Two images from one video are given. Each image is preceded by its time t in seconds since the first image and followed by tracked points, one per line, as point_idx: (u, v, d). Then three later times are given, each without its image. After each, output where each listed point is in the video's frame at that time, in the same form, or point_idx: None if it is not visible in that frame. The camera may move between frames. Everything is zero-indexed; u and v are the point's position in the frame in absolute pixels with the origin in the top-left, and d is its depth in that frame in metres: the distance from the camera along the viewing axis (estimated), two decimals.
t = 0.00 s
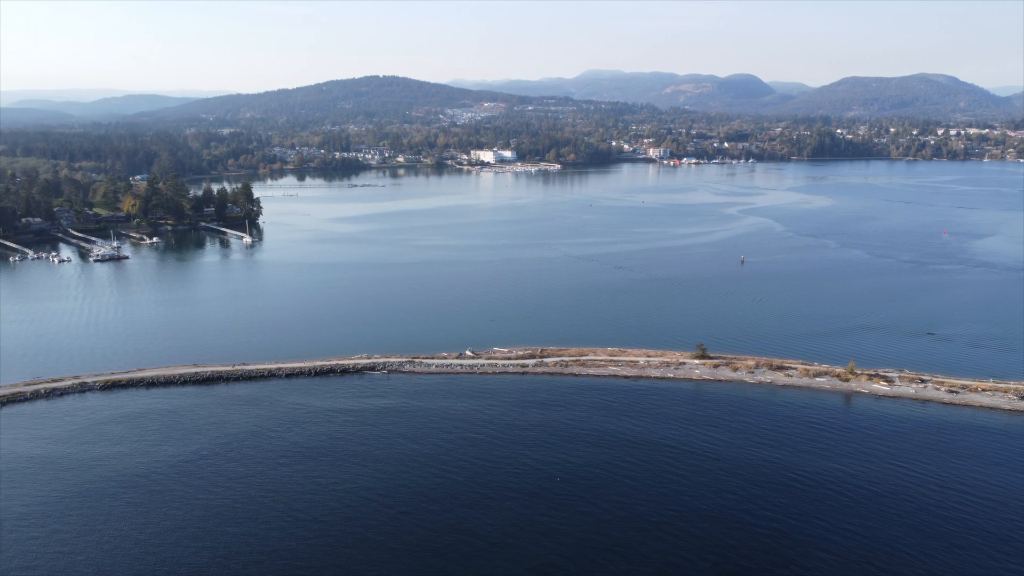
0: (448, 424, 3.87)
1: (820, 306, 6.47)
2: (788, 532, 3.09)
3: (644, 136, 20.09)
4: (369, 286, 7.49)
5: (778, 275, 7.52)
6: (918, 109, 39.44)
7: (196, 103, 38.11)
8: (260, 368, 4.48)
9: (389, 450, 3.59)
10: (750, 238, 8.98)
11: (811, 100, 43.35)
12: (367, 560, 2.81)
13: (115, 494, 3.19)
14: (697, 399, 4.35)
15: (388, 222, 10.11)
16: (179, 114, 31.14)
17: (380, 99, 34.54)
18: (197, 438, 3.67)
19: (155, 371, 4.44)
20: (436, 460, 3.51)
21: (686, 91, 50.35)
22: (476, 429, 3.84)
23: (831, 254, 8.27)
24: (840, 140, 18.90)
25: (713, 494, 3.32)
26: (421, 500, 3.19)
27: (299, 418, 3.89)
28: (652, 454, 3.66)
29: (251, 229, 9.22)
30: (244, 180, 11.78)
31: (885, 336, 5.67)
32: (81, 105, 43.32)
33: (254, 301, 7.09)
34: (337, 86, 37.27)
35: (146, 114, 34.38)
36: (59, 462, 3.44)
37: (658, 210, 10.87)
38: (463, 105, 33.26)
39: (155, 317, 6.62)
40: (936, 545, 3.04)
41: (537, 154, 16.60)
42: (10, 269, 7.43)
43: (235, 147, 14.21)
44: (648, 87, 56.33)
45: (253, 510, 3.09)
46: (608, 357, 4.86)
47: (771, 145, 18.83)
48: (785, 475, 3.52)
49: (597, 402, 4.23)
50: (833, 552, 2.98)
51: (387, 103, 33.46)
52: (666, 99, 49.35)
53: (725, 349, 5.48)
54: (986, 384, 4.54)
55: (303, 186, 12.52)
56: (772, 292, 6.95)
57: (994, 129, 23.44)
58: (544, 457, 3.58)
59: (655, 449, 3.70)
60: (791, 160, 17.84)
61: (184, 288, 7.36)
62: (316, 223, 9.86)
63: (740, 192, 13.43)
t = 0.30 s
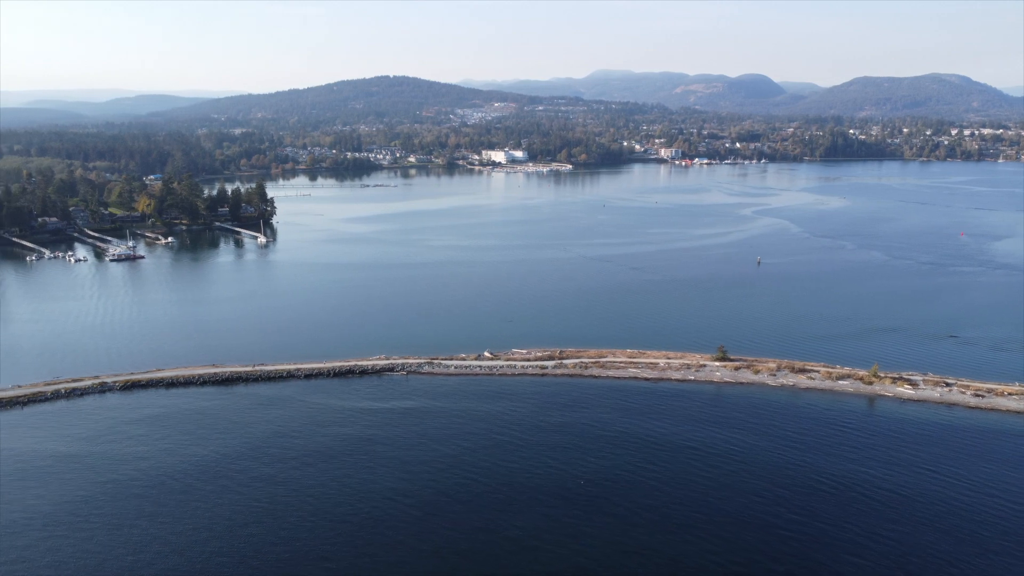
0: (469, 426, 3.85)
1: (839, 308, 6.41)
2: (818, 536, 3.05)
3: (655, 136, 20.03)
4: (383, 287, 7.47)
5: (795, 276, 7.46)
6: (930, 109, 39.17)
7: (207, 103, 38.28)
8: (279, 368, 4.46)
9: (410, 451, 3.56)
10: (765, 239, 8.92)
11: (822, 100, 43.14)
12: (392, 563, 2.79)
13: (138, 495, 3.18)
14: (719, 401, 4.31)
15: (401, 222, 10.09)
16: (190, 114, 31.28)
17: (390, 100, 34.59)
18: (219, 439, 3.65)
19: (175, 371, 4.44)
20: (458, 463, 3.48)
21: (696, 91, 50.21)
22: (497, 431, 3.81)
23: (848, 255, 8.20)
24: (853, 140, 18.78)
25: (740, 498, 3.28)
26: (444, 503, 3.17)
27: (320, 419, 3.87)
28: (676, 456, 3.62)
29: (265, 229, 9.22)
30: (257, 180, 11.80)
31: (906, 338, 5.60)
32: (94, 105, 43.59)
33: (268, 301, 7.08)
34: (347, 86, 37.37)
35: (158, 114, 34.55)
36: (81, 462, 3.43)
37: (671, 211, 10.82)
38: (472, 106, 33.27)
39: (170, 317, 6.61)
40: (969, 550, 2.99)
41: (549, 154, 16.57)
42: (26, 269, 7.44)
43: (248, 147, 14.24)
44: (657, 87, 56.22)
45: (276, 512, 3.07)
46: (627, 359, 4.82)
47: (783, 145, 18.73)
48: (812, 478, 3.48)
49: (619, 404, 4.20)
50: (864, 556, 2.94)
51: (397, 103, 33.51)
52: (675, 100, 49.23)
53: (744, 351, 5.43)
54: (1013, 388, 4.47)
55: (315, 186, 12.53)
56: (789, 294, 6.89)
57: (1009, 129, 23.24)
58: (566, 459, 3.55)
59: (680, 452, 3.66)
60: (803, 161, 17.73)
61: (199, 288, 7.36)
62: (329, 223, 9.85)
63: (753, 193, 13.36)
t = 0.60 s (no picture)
0: (489, 428, 3.82)
1: (857, 310, 6.35)
2: (844, 540, 3.01)
3: (665, 136, 19.96)
4: (396, 287, 7.45)
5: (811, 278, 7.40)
6: (942, 109, 38.92)
7: (217, 103, 38.42)
8: (296, 369, 4.44)
9: (430, 453, 3.54)
10: (780, 240, 8.85)
11: (832, 100, 42.93)
12: (415, 567, 2.76)
13: (159, 496, 3.16)
14: (739, 404, 4.26)
15: (413, 222, 10.07)
16: (201, 114, 31.41)
17: (399, 100, 34.63)
18: (238, 440, 3.64)
19: (193, 371, 4.43)
20: (479, 465, 3.46)
21: (705, 91, 50.06)
22: (517, 433, 3.77)
23: (864, 256, 8.13)
24: (865, 140, 18.67)
25: (764, 501, 3.24)
26: (466, 506, 3.14)
27: (338, 420, 3.85)
28: (699, 458, 3.59)
29: (278, 229, 9.22)
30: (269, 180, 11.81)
31: (926, 341, 5.54)
32: (105, 105, 43.77)
33: (282, 301, 7.07)
34: (356, 86, 37.43)
35: (169, 114, 34.67)
36: (101, 463, 3.42)
37: (684, 211, 10.75)
38: (482, 106, 33.26)
39: (185, 317, 6.60)
40: (999, 554, 2.95)
41: (559, 154, 16.54)
42: (41, 268, 7.45)
43: (260, 146, 14.26)
44: (666, 87, 56.10)
45: (298, 513, 3.05)
46: (646, 360, 4.79)
47: (794, 146, 18.63)
48: (837, 481, 3.44)
49: (638, 406, 4.16)
50: (893, 560, 2.90)
51: (406, 103, 33.54)
52: (684, 100, 49.11)
53: (762, 353, 5.38)
54: None
55: (327, 186, 12.53)
56: (805, 295, 6.84)
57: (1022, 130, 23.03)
58: (588, 462, 3.52)
59: (702, 454, 3.63)
60: (815, 161, 17.65)
61: (212, 288, 7.35)
62: (341, 223, 9.84)
63: (766, 194, 13.28)
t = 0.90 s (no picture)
0: (509, 429, 3.79)
1: (876, 312, 6.28)
2: (873, 544, 2.97)
3: (676, 137, 19.90)
4: (406, 287, 7.45)
5: (829, 279, 7.34)
6: (953, 110, 38.65)
7: (228, 103, 38.58)
8: (315, 370, 4.42)
9: (451, 455, 3.50)
10: (796, 241, 8.79)
11: (843, 100, 42.73)
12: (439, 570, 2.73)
13: (182, 496, 3.14)
14: (762, 406, 4.22)
15: (426, 223, 10.05)
16: (212, 114, 31.55)
17: (409, 100, 34.68)
18: (258, 440, 3.62)
19: (211, 372, 4.41)
20: (501, 467, 3.42)
21: (715, 91, 49.91)
22: (539, 435, 3.74)
23: (881, 258, 8.06)
24: (878, 140, 18.55)
25: (791, 504, 3.20)
26: (490, 508, 3.11)
27: (358, 421, 3.82)
28: (723, 461, 3.55)
29: (291, 229, 9.22)
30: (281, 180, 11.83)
31: (947, 344, 5.48)
32: (116, 105, 43.98)
33: (295, 301, 7.06)
34: (366, 86, 37.52)
35: (179, 114, 34.85)
36: (123, 463, 3.40)
37: (697, 212, 10.70)
38: (492, 106, 33.25)
39: (199, 317, 6.60)
40: None
41: (570, 154, 16.51)
42: (56, 268, 7.46)
43: (271, 146, 14.28)
44: (674, 87, 55.97)
45: (321, 515, 3.03)
46: (665, 363, 4.75)
47: (806, 146, 18.53)
48: (864, 484, 3.39)
49: (660, 409, 4.12)
50: (923, 565, 2.86)
51: (416, 103, 33.58)
52: (693, 100, 48.99)
53: (782, 355, 5.33)
54: None
55: (338, 186, 12.53)
56: (822, 297, 6.78)
57: None
58: (610, 464, 3.49)
59: (726, 457, 3.58)
60: (827, 161, 17.55)
61: (226, 289, 7.35)
62: (354, 223, 9.83)
63: (779, 194, 13.20)
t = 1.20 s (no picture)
0: (530, 431, 3.76)
1: (895, 315, 6.21)
2: (904, 549, 2.92)
3: (686, 137, 19.82)
4: (414, 287, 7.43)
5: (846, 281, 7.27)
6: (966, 110, 38.36)
7: (238, 103, 38.73)
8: (333, 370, 4.40)
9: (473, 457, 3.47)
10: (811, 242, 8.72)
11: (854, 100, 42.52)
12: (465, 571, 2.71)
13: (204, 497, 3.13)
14: (785, 409, 4.17)
15: (438, 223, 10.04)
16: (223, 115, 31.69)
17: (418, 100, 34.71)
18: (279, 440, 3.60)
19: (230, 372, 4.40)
20: (523, 469, 3.39)
21: (725, 91, 49.76)
22: (560, 437, 3.70)
23: (898, 259, 7.99)
24: (891, 141, 18.43)
25: (818, 508, 3.16)
26: (513, 511, 3.09)
27: (378, 422, 3.80)
28: (748, 465, 3.50)
29: (304, 229, 9.21)
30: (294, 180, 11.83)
31: (969, 347, 5.41)
32: (127, 105, 44.24)
33: (307, 301, 7.05)
34: (375, 86, 37.60)
35: (191, 114, 35.03)
36: (143, 463, 3.39)
37: (711, 213, 10.64)
38: (501, 106, 33.24)
39: (212, 317, 6.59)
40: None
41: (581, 154, 16.47)
42: (70, 268, 7.47)
43: (283, 146, 14.30)
44: (683, 87, 55.83)
45: (344, 516, 3.01)
46: (685, 364, 4.71)
47: (818, 146, 18.42)
48: (892, 489, 3.35)
49: (681, 411, 4.07)
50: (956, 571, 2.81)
51: (426, 103, 33.61)
52: (702, 100, 48.83)
53: (802, 357, 5.28)
54: None
55: (350, 186, 12.53)
56: (838, 298, 6.72)
57: None
58: (633, 466, 3.45)
59: (751, 460, 3.54)
60: (839, 162, 17.43)
61: (240, 289, 7.34)
62: (366, 223, 9.82)
63: (792, 195, 13.12)
